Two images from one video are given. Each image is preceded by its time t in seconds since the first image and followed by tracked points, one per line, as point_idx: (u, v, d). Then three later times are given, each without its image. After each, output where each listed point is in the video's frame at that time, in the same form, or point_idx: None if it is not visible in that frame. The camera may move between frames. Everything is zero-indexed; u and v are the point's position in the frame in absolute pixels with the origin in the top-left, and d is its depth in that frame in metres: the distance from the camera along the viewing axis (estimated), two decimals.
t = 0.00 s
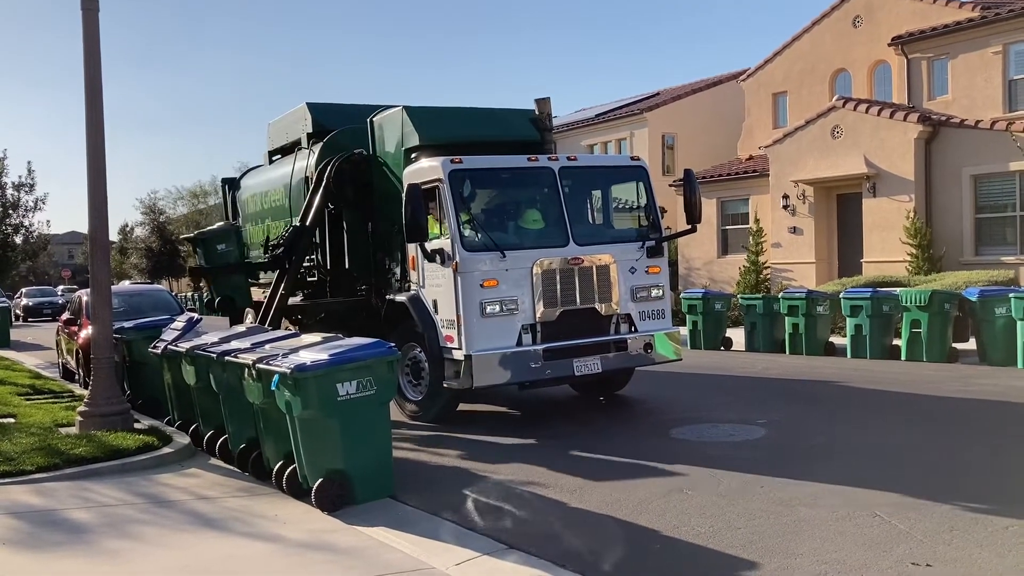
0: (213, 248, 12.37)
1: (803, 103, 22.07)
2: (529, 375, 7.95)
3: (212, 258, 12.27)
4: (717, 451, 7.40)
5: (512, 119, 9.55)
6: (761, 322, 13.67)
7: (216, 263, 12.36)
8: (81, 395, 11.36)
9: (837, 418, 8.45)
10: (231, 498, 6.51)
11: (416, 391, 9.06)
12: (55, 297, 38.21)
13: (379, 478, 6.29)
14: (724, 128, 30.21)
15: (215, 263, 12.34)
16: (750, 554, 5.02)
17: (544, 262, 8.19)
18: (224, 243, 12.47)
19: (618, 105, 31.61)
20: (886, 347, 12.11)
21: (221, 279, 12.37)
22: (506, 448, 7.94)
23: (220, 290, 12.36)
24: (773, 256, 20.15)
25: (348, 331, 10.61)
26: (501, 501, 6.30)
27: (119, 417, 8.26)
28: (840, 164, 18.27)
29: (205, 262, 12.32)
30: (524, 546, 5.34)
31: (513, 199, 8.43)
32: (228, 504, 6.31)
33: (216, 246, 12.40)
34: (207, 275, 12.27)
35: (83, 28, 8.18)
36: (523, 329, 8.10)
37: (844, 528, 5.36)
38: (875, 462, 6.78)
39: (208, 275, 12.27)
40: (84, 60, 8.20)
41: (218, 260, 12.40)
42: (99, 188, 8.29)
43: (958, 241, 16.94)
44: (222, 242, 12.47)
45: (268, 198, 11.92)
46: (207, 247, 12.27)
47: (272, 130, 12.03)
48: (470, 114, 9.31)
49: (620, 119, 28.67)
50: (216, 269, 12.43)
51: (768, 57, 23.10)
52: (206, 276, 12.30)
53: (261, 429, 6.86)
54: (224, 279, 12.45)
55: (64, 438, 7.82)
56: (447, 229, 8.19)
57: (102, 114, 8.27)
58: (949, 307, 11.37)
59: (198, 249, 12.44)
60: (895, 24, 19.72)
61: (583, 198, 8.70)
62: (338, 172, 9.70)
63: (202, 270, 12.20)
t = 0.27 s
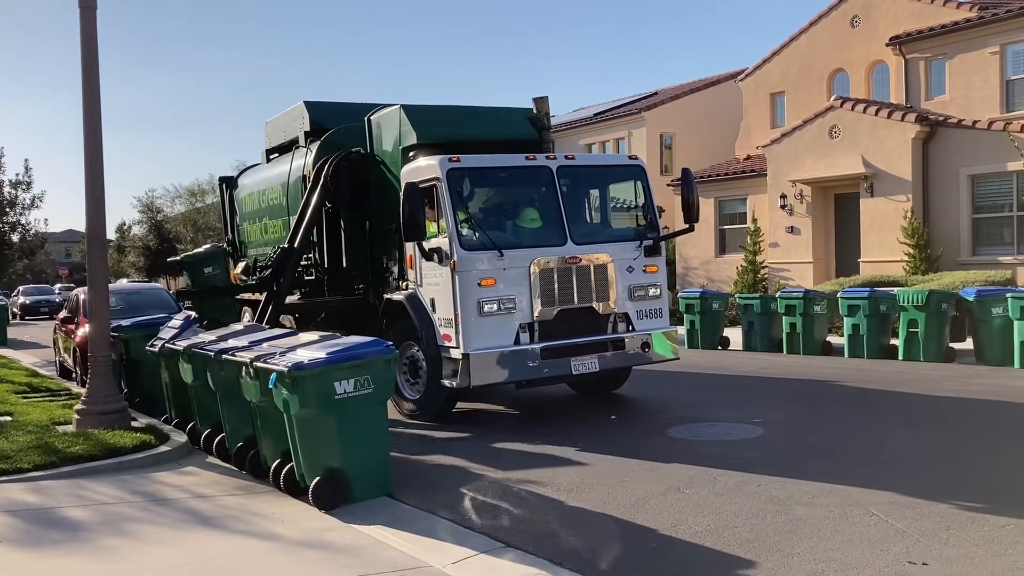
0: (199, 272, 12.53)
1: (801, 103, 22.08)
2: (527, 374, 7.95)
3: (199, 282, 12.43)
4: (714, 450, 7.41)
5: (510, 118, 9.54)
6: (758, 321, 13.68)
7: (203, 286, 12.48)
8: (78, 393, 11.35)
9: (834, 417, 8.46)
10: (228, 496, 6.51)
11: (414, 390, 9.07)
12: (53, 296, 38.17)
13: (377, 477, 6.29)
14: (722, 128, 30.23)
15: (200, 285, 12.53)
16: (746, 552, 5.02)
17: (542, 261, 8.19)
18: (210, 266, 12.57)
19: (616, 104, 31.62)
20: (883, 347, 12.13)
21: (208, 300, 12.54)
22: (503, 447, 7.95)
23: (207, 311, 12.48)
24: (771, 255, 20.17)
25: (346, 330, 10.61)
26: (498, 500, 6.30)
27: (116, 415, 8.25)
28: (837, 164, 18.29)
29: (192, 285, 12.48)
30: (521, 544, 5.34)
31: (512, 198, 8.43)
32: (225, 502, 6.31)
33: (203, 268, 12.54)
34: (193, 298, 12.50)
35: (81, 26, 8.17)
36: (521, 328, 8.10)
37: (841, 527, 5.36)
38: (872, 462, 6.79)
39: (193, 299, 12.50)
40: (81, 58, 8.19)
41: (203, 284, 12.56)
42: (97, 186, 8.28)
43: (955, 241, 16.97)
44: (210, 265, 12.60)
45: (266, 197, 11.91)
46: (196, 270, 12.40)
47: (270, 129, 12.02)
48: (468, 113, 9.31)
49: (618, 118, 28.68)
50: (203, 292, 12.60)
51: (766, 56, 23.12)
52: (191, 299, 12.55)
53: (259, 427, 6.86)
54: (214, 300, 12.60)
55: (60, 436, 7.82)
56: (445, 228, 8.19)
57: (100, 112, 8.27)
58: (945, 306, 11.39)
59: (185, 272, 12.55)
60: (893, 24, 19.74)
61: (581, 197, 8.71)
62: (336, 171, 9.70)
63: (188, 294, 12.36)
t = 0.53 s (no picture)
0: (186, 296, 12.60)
1: (798, 103, 22.10)
2: (524, 374, 7.96)
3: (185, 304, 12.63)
4: (710, 449, 7.41)
5: (507, 118, 9.55)
6: (755, 321, 13.69)
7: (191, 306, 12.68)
8: (74, 392, 11.34)
9: (831, 417, 8.47)
10: (224, 495, 6.50)
11: (412, 389, 9.07)
12: (49, 294, 38.13)
13: (373, 476, 6.29)
14: (719, 128, 30.24)
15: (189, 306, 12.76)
16: (743, 552, 5.03)
17: (540, 261, 8.19)
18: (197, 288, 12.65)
19: (614, 104, 31.62)
20: (880, 347, 12.13)
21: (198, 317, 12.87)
22: (500, 446, 7.94)
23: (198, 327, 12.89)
24: (768, 255, 20.18)
25: (343, 329, 10.60)
26: (494, 499, 6.30)
27: (112, 414, 8.24)
28: (834, 164, 18.30)
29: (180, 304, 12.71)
30: (517, 544, 5.34)
31: (509, 197, 8.43)
32: (221, 501, 6.31)
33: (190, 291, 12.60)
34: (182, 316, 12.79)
35: (77, 24, 8.16)
36: (518, 327, 8.10)
37: (837, 526, 5.37)
38: (868, 461, 6.80)
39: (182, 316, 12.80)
40: (78, 56, 8.18)
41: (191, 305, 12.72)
42: (94, 185, 8.27)
43: (952, 242, 16.99)
44: (197, 288, 12.68)
45: (263, 195, 11.90)
46: (183, 295, 12.54)
47: (267, 128, 12.01)
48: (465, 112, 9.31)
49: (615, 118, 28.69)
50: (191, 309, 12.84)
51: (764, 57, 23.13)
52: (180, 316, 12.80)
53: (255, 426, 6.85)
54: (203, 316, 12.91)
55: (56, 435, 7.80)
56: (442, 227, 8.18)
57: (96, 110, 8.25)
58: (942, 306, 11.40)
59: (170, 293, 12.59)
60: (890, 24, 19.76)
61: (579, 197, 8.71)
62: (333, 169, 9.68)
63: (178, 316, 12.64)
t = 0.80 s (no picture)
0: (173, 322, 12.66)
1: (795, 103, 22.12)
2: (521, 373, 7.96)
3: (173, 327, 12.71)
4: (707, 449, 7.42)
5: (505, 117, 9.54)
6: (752, 321, 13.70)
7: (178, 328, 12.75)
8: (70, 391, 11.31)
9: (827, 417, 8.49)
10: (221, 495, 6.49)
11: (409, 389, 9.07)
12: (45, 294, 38.06)
13: (370, 475, 6.28)
14: (716, 128, 30.28)
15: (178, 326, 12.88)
16: (740, 552, 5.03)
17: (537, 260, 8.18)
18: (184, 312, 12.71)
19: (611, 104, 31.62)
20: (876, 347, 12.15)
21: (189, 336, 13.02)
22: (497, 446, 7.94)
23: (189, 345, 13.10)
24: (764, 256, 20.19)
25: (339, 329, 10.58)
26: (491, 499, 6.30)
27: (108, 414, 8.22)
28: (831, 165, 18.33)
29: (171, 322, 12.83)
30: (514, 544, 5.34)
31: (506, 197, 8.43)
32: (218, 501, 6.30)
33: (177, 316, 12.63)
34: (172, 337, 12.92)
35: (74, 23, 8.14)
36: (515, 327, 8.10)
37: (834, 526, 5.37)
38: (864, 461, 6.81)
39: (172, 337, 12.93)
40: (75, 55, 8.16)
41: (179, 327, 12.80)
42: (90, 184, 8.25)
43: (949, 243, 17.02)
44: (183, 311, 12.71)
45: (259, 195, 11.88)
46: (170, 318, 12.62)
47: (264, 127, 11.99)
48: (462, 112, 9.30)
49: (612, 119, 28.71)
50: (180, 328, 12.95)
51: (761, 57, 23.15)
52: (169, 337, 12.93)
53: (252, 425, 6.84)
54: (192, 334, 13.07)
55: (52, 434, 7.79)
56: (439, 227, 8.18)
57: (93, 109, 8.24)
58: (938, 307, 11.43)
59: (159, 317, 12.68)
60: (887, 25, 19.79)
61: (576, 197, 8.71)
62: (330, 168, 9.67)
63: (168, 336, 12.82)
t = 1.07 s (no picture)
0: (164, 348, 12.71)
1: (792, 105, 22.15)
2: (517, 374, 7.95)
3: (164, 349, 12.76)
4: (703, 450, 7.42)
5: (501, 118, 9.54)
6: (749, 322, 13.71)
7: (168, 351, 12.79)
8: (66, 391, 11.29)
9: (823, 418, 8.50)
10: (216, 496, 6.48)
11: (405, 389, 9.06)
12: (40, 294, 38.01)
13: (366, 476, 6.28)
14: (713, 129, 30.30)
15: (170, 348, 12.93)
16: (736, 552, 5.03)
17: (533, 261, 8.18)
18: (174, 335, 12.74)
19: (608, 104, 31.63)
20: (872, 348, 12.16)
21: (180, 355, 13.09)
22: (493, 447, 7.94)
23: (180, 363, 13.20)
24: (761, 257, 20.21)
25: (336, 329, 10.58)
26: (487, 500, 6.30)
27: (104, 414, 8.20)
28: (827, 166, 18.35)
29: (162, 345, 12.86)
30: (510, 544, 5.34)
31: (502, 198, 8.43)
32: (213, 502, 6.29)
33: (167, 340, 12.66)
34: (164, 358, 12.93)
35: (70, 23, 8.13)
36: (512, 328, 8.10)
37: (830, 527, 5.38)
38: (860, 462, 6.82)
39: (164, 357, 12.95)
40: (71, 55, 8.15)
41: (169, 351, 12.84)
42: (86, 184, 8.24)
43: (945, 244, 17.04)
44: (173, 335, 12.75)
45: (256, 195, 11.87)
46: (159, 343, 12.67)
47: (260, 127, 11.98)
48: (458, 113, 9.30)
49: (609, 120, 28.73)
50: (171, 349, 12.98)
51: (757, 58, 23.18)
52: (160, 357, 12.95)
53: (248, 426, 6.83)
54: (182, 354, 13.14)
55: (48, 435, 7.77)
56: (435, 227, 8.17)
57: (89, 110, 8.23)
58: (934, 308, 11.43)
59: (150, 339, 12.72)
60: (884, 27, 19.81)
61: (572, 198, 8.71)
62: (326, 169, 9.66)
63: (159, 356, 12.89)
